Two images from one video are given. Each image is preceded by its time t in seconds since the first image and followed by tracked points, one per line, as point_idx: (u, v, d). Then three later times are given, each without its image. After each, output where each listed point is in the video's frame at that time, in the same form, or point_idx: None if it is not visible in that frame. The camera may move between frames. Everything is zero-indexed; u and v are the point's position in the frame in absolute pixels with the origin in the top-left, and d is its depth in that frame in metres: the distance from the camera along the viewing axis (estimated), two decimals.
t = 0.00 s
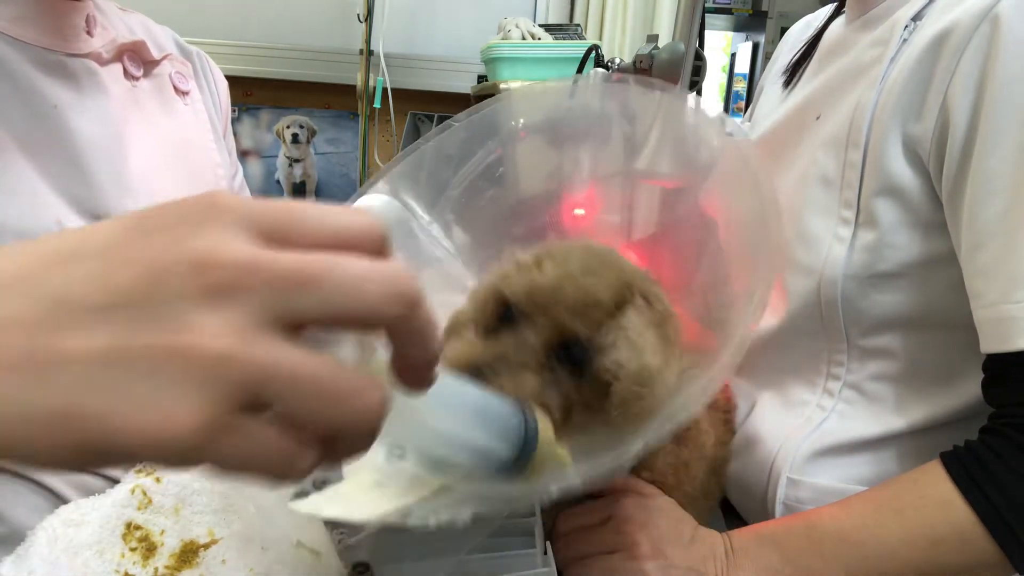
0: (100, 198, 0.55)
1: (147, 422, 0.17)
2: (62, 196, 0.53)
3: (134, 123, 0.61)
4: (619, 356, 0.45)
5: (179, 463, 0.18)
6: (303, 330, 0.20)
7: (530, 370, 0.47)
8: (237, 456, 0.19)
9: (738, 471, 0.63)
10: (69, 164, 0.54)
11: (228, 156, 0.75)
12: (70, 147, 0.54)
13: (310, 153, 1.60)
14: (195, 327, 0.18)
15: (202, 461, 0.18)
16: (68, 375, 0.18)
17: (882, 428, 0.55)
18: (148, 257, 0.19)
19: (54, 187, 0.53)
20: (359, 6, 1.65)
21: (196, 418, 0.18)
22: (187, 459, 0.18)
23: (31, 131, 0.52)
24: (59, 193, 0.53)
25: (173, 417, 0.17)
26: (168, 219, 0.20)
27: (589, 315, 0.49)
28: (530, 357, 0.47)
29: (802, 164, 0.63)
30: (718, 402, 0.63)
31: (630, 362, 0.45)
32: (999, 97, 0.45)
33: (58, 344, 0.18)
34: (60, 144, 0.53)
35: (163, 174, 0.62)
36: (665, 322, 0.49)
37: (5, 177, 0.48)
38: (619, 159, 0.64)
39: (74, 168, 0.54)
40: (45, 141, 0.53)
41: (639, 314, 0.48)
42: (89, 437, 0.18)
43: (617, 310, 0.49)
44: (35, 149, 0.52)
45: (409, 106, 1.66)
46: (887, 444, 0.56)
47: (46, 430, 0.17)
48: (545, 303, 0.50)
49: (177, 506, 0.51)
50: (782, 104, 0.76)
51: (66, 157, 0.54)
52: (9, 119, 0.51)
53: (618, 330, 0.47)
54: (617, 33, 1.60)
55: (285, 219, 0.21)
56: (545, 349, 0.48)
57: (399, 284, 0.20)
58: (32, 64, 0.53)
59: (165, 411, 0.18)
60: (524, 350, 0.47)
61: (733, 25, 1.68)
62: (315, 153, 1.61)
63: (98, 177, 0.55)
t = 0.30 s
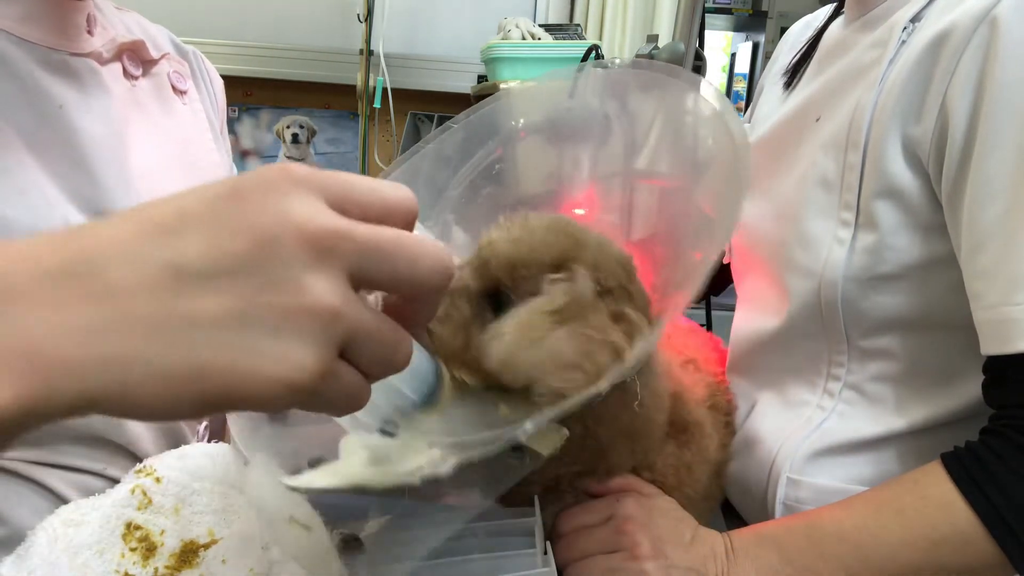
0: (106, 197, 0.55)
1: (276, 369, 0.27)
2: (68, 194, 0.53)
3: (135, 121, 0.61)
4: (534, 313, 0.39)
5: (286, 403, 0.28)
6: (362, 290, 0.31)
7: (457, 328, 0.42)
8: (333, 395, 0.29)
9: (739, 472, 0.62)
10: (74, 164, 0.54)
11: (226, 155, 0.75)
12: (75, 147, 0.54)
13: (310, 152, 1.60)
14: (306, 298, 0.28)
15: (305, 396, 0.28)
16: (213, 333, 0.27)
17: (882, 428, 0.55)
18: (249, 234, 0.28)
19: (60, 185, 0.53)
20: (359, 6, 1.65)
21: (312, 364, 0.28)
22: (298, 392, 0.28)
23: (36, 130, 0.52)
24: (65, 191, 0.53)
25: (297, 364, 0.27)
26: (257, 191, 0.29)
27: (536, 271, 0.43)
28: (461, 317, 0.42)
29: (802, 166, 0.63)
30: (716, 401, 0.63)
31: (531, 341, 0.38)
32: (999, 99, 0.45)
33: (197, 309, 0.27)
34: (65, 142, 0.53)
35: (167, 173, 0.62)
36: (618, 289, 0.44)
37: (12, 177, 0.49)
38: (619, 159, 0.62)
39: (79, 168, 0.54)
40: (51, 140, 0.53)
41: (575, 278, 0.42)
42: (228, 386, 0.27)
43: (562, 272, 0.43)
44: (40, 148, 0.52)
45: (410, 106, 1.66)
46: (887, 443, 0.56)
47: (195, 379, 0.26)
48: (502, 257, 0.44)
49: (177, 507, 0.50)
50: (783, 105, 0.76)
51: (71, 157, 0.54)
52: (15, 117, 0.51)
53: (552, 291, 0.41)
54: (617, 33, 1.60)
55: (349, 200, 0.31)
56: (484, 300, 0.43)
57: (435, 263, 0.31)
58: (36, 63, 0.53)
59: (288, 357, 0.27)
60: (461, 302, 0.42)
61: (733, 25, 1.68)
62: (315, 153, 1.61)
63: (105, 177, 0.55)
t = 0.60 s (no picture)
0: (108, 195, 0.54)
1: (304, 357, 0.32)
2: (70, 193, 0.53)
3: (134, 121, 0.61)
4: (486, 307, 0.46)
5: (313, 378, 0.33)
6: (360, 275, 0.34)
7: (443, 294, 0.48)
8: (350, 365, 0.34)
9: (740, 472, 0.63)
10: (76, 162, 0.53)
11: (224, 155, 0.75)
12: (78, 146, 0.54)
13: (310, 152, 1.61)
14: (317, 301, 0.32)
15: (330, 371, 0.33)
16: (248, 342, 0.31)
17: (882, 429, 0.55)
18: (259, 259, 0.31)
19: (62, 184, 0.53)
20: (358, 6, 1.65)
21: (332, 349, 0.32)
22: (324, 368, 0.33)
23: (39, 128, 0.52)
24: (67, 190, 0.53)
25: (318, 352, 0.32)
26: (257, 220, 0.32)
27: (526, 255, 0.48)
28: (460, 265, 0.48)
29: (801, 167, 0.63)
30: (719, 402, 0.64)
31: (468, 333, 0.45)
32: (999, 101, 0.45)
33: (229, 327, 0.31)
34: (67, 140, 0.53)
35: (167, 172, 0.62)
36: (562, 296, 0.47)
37: (14, 175, 0.48)
38: (620, 161, 0.62)
39: (82, 165, 0.54)
40: (52, 138, 0.53)
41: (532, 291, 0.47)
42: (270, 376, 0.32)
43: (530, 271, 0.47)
44: (42, 146, 0.52)
45: (410, 106, 1.66)
46: (887, 444, 0.56)
47: (243, 378, 0.31)
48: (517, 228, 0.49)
49: (177, 507, 0.50)
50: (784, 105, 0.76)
51: (74, 154, 0.53)
52: (18, 116, 0.51)
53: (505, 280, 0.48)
54: (617, 33, 1.59)
55: (328, 203, 0.34)
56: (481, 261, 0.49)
57: (411, 241, 0.35)
58: (38, 62, 0.53)
59: (312, 350, 0.32)
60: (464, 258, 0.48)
61: (733, 25, 1.68)
62: (315, 153, 1.61)
63: (108, 176, 0.55)
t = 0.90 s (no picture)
0: (110, 194, 0.54)
1: (257, 318, 0.34)
2: (73, 192, 0.53)
3: (138, 121, 0.61)
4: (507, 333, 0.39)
5: (283, 342, 0.36)
6: (317, 251, 0.37)
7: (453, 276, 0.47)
8: (301, 327, 0.35)
9: (740, 472, 0.63)
10: (79, 160, 0.53)
11: (227, 157, 0.75)
12: (81, 145, 0.54)
13: (310, 152, 1.60)
14: (257, 271, 0.34)
15: (289, 334, 0.35)
16: (219, 316, 0.35)
17: (881, 429, 0.55)
18: (217, 245, 0.36)
19: (66, 183, 0.52)
20: (358, 6, 1.65)
21: (280, 309, 0.35)
22: (278, 328, 0.35)
23: (43, 128, 0.52)
24: (71, 189, 0.53)
25: (264, 314, 0.34)
26: (218, 220, 0.36)
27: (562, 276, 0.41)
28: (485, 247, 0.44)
29: (802, 168, 0.63)
30: (721, 404, 0.62)
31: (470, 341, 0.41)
32: (999, 102, 0.46)
33: (200, 306, 0.35)
34: (71, 140, 0.53)
35: (169, 172, 0.62)
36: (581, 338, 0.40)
37: (17, 172, 0.48)
38: (619, 157, 0.59)
39: (83, 163, 0.53)
40: (56, 136, 0.53)
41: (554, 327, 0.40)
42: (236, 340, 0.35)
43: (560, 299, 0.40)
44: (44, 143, 0.52)
45: (411, 106, 1.66)
46: (888, 444, 0.56)
47: (216, 347, 0.35)
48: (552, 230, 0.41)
49: (177, 506, 0.51)
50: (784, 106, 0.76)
51: (76, 152, 0.53)
52: (23, 115, 0.51)
53: (525, 312, 0.40)
54: (617, 33, 1.59)
55: (282, 196, 0.37)
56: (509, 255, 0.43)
57: (342, 206, 0.37)
58: (42, 62, 0.53)
59: (258, 312, 0.34)
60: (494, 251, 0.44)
61: (733, 25, 1.68)
62: (315, 153, 1.61)
63: (110, 174, 0.55)
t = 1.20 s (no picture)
0: (113, 193, 0.54)
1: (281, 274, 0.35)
2: (76, 191, 0.53)
3: (143, 122, 0.60)
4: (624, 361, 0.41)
5: (314, 300, 0.35)
6: (360, 222, 0.37)
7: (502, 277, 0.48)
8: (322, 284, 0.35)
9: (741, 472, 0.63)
10: (82, 160, 0.53)
11: (233, 160, 0.75)
12: (86, 144, 0.53)
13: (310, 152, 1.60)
14: (290, 228, 0.35)
15: (314, 294, 0.35)
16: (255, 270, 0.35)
17: (882, 429, 0.55)
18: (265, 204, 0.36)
19: (69, 182, 0.52)
20: (358, 6, 1.65)
21: (304, 267, 0.34)
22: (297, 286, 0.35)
23: (47, 127, 0.52)
24: (73, 188, 0.53)
25: (290, 273, 0.34)
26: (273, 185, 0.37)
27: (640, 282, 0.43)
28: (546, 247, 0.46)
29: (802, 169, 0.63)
30: (724, 409, 0.61)
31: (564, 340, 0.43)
32: (1000, 102, 0.46)
33: (247, 257, 0.36)
34: (75, 139, 0.53)
35: (173, 172, 0.61)
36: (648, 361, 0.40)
37: (20, 170, 0.48)
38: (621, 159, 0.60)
39: (87, 162, 0.53)
40: (58, 135, 0.52)
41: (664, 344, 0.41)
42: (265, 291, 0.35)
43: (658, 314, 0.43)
44: (47, 143, 0.52)
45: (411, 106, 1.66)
46: (888, 444, 0.56)
47: (250, 297, 0.35)
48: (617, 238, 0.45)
49: (177, 506, 0.51)
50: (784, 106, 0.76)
51: (79, 152, 0.53)
52: (26, 115, 0.51)
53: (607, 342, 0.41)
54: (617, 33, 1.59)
55: (337, 163, 0.37)
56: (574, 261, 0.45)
57: (386, 180, 0.36)
58: (47, 62, 0.53)
59: (284, 268, 0.34)
60: (550, 255, 0.46)
61: (733, 25, 1.68)
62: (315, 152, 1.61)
63: (112, 173, 0.54)
